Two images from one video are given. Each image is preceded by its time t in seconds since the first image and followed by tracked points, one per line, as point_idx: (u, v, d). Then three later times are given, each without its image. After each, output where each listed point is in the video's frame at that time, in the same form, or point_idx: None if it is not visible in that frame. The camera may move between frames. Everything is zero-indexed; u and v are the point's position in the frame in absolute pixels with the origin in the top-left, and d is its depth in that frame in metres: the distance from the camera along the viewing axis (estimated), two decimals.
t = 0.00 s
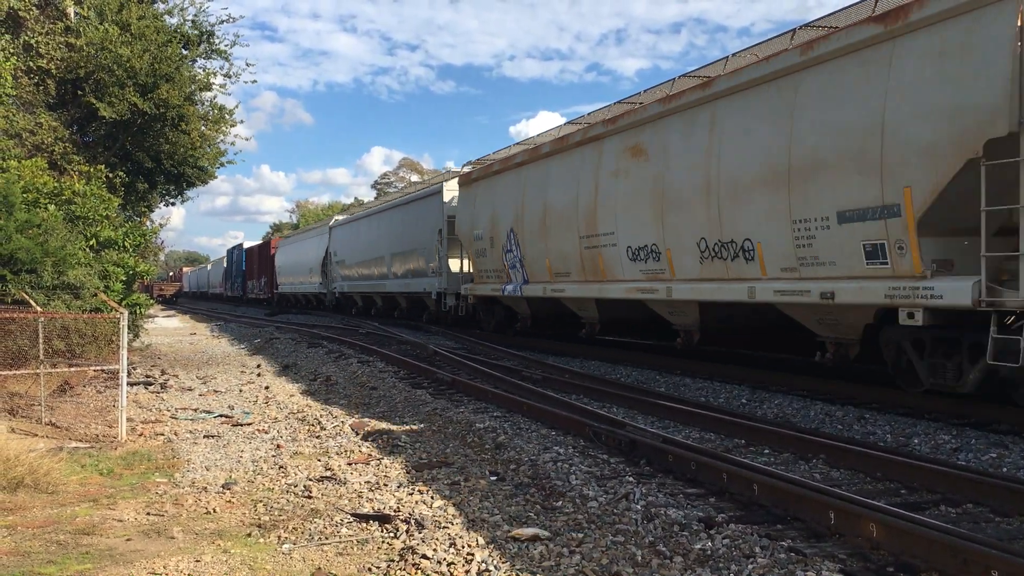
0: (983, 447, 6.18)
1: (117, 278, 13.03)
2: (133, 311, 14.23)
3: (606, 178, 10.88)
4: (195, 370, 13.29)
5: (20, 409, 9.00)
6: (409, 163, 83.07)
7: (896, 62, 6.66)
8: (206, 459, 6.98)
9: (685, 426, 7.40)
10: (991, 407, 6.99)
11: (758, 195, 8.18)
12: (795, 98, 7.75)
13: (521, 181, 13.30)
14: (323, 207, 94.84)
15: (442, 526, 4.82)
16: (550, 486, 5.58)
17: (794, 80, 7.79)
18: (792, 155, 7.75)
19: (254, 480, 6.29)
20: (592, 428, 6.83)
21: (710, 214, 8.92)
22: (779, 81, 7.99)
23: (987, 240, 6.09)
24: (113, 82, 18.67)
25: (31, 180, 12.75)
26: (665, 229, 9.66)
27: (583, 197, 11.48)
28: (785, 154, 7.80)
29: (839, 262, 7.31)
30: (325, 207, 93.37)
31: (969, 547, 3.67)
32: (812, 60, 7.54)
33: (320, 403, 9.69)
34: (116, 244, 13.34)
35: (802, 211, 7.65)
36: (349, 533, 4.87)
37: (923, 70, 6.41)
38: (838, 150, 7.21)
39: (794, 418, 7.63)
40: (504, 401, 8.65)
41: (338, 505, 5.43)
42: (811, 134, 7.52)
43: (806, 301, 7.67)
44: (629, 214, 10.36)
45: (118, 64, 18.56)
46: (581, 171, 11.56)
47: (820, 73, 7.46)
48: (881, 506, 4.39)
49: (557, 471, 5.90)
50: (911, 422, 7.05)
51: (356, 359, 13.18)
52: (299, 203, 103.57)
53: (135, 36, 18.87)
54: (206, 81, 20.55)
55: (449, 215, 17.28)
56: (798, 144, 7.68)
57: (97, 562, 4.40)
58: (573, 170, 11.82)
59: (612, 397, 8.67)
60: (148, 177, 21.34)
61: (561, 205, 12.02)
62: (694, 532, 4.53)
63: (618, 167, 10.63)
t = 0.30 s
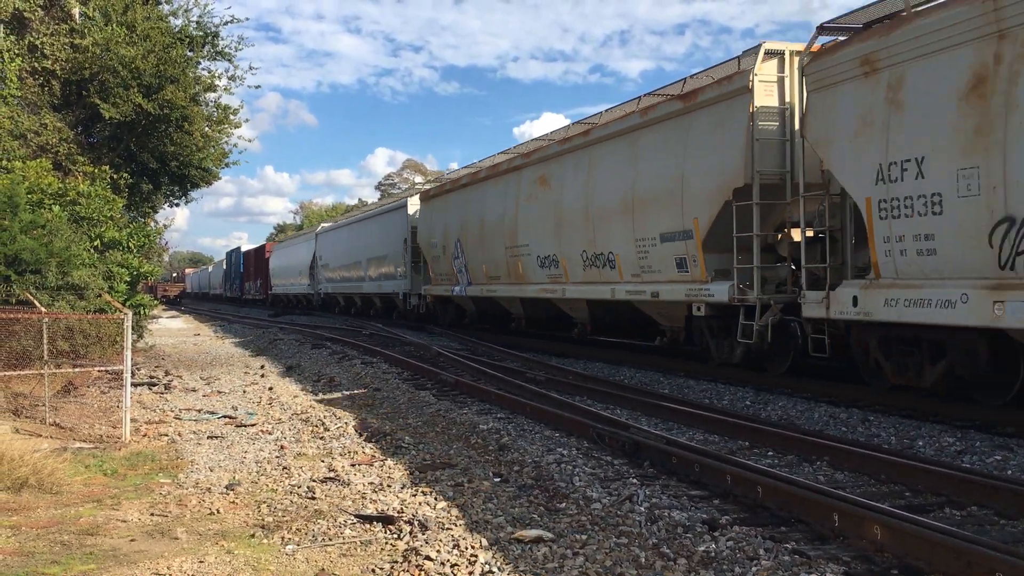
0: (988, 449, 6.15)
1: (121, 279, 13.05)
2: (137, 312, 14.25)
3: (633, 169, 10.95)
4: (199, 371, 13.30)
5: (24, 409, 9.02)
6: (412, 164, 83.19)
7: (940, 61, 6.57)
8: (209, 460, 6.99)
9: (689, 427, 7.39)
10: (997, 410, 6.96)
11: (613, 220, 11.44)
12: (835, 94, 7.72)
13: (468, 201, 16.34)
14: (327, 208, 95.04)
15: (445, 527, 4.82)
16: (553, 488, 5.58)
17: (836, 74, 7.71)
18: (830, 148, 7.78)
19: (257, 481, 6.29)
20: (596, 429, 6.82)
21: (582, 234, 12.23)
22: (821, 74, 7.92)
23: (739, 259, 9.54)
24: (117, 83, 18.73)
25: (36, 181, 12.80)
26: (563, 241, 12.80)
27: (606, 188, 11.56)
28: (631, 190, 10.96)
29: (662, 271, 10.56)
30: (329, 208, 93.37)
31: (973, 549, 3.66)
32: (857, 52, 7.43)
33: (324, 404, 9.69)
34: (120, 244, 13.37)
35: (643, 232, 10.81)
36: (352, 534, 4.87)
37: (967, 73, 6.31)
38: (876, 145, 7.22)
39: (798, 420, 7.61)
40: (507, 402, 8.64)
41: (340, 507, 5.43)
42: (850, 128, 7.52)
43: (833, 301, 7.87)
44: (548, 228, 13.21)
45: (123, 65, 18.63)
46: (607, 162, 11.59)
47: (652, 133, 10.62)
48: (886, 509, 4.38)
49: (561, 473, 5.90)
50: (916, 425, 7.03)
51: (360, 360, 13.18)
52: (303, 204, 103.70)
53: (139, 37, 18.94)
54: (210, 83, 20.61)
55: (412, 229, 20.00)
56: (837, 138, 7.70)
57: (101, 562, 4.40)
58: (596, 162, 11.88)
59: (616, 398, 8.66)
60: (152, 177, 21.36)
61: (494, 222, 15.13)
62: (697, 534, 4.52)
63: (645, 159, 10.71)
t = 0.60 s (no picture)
0: (991, 449, 6.14)
1: (124, 281, 13.06)
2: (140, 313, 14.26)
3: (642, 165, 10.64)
4: (202, 373, 13.31)
5: (28, 411, 9.04)
6: (414, 164, 83.29)
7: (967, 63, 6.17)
8: (212, 462, 6.99)
9: (692, 428, 7.38)
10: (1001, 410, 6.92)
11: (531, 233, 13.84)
12: (849, 90, 7.32)
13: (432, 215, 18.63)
14: (329, 209, 95.16)
15: (449, 529, 4.82)
16: (556, 489, 5.57)
17: (852, 68, 7.27)
18: (844, 146, 7.37)
19: (260, 483, 6.29)
20: (599, 430, 6.81)
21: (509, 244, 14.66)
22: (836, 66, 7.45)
23: (615, 266, 11.97)
24: (119, 85, 18.75)
25: (39, 183, 12.83)
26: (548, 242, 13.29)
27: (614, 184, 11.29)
28: (543, 209, 13.42)
29: (560, 275, 13.01)
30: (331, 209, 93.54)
31: (977, 550, 3.65)
32: (879, 45, 6.97)
33: (327, 405, 9.70)
34: (123, 246, 13.37)
35: (548, 244, 13.31)
36: (355, 536, 4.87)
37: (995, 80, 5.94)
38: (890, 146, 6.86)
39: (801, 421, 7.59)
40: (510, 403, 8.64)
41: (343, 508, 5.43)
42: (864, 126, 7.15)
43: (703, 299, 9.44)
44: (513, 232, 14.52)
45: (125, 68, 18.66)
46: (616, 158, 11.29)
47: (556, 165, 13.17)
48: (890, 510, 4.36)
49: (563, 474, 5.90)
50: (920, 425, 7.02)
51: (363, 361, 13.19)
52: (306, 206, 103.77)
53: (142, 39, 18.97)
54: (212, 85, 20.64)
55: (384, 241, 22.31)
56: (846, 136, 7.34)
57: (104, 564, 4.41)
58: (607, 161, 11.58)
59: (618, 400, 8.65)
60: (155, 179, 21.42)
61: (447, 232, 17.63)
62: (700, 535, 4.51)
63: (655, 155, 10.38)
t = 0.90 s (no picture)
0: (991, 448, 6.14)
1: (123, 282, 13.05)
2: (138, 315, 14.26)
3: (641, 163, 10.23)
4: (201, 374, 13.31)
5: (26, 413, 9.03)
6: (414, 165, 83.25)
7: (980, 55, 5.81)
8: (211, 464, 6.98)
9: (691, 428, 7.37)
10: (1000, 409, 6.92)
11: (472, 241, 15.70)
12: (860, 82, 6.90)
13: (393, 225, 20.42)
14: (328, 210, 95.27)
15: (448, 530, 4.81)
16: (556, 489, 5.57)
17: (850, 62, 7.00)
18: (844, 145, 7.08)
19: (259, 485, 6.28)
20: (598, 430, 6.81)
21: (453, 250, 16.62)
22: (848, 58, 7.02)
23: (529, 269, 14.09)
24: (117, 87, 18.73)
25: (37, 185, 12.82)
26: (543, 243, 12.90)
27: (612, 182, 10.87)
28: (477, 221, 15.39)
29: (489, 278, 15.03)
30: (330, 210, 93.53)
31: (977, 549, 3.64)
32: (893, 35, 6.54)
33: (326, 407, 9.69)
34: (122, 248, 13.36)
35: (482, 250, 15.22)
36: (355, 537, 4.86)
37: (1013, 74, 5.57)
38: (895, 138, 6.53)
39: (800, 420, 7.59)
40: (510, 404, 8.63)
41: (343, 509, 5.42)
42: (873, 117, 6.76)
43: (583, 296, 11.74)
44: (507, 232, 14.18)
45: (123, 69, 18.63)
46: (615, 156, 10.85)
47: (488, 184, 15.11)
48: (891, 509, 4.35)
49: (563, 474, 5.89)
50: (919, 424, 7.02)
51: (362, 362, 13.19)
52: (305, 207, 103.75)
53: (139, 41, 18.96)
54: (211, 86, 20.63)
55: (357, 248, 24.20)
56: (855, 131, 6.94)
57: (104, 567, 4.40)
58: (604, 159, 11.15)
59: (617, 400, 8.64)
60: (153, 181, 21.43)
61: (405, 240, 19.55)
62: (700, 535, 4.51)
63: (652, 153, 9.96)
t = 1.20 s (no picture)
0: (987, 445, 6.16)
1: (119, 281, 13.02)
2: (134, 313, 14.23)
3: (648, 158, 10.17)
4: (198, 372, 13.29)
5: (22, 412, 9.00)
6: (410, 163, 83.17)
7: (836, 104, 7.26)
8: (208, 462, 6.97)
9: (688, 425, 7.38)
10: (996, 406, 6.93)
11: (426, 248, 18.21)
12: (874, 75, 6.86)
13: (366, 231, 22.89)
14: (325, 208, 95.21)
15: (445, 528, 4.81)
16: (553, 487, 5.57)
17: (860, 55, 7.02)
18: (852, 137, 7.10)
19: (256, 483, 6.27)
20: (595, 428, 6.81)
21: (411, 254, 19.08)
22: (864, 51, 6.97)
23: (469, 271, 16.67)
24: (112, 84, 18.67)
25: (32, 183, 12.79)
26: (546, 239, 12.84)
27: (619, 177, 10.82)
28: (429, 230, 17.88)
29: (437, 279, 17.56)
30: (327, 208, 93.40)
31: (974, 545, 3.66)
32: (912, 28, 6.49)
33: (323, 404, 9.68)
34: (117, 247, 13.33)
35: (432, 256, 17.75)
36: (352, 535, 4.86)
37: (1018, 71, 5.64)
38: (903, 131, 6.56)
39: (797, 417, 7.60)
40: (507, 402, 8.63)
41: (340, 507, 5.42)
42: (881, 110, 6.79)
43: (505, 294, 14.52)
44: (510, 228, 14.12)
45: (119, 67, 18.57)
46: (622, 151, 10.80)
47: (437, 199, 17.61)
48: (888, 506, 4.36)
49: (560, 472, 5.89)
50: (916, 421, 7.03)
51: (358, 360, 13.19)
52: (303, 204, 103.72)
53: (135, 38, 18.90)
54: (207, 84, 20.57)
55: (334, 251, 26.53)
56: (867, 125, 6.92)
57: (101, 565, 4.40)
58: (611, 154, 11.10)
59: (614, 397, 8.65)
60: (149, 179, 21.36)
61: (374, 244, 22.01)
62: (697, 533, 4.52)
63: (660, 147, 9.92)
